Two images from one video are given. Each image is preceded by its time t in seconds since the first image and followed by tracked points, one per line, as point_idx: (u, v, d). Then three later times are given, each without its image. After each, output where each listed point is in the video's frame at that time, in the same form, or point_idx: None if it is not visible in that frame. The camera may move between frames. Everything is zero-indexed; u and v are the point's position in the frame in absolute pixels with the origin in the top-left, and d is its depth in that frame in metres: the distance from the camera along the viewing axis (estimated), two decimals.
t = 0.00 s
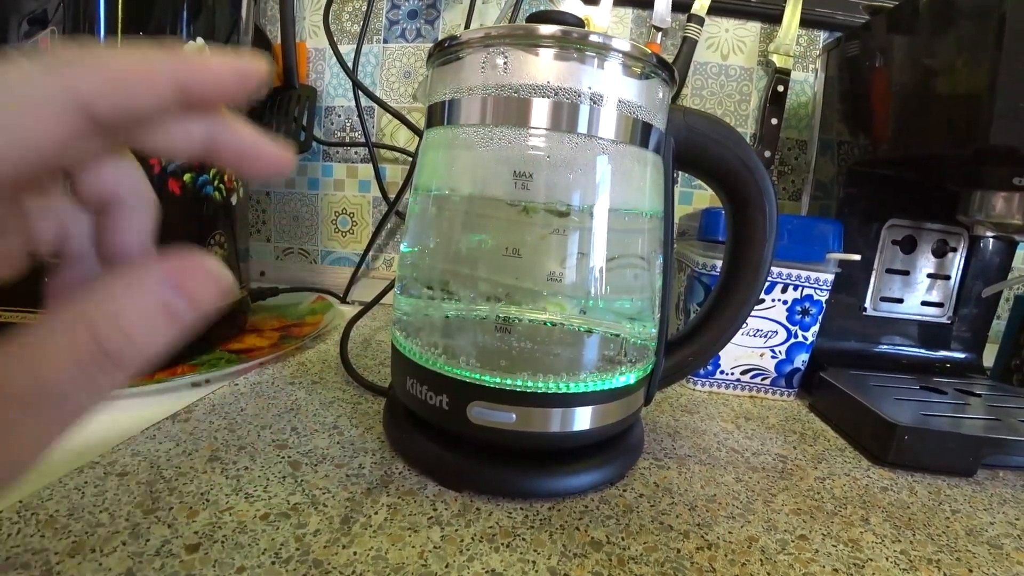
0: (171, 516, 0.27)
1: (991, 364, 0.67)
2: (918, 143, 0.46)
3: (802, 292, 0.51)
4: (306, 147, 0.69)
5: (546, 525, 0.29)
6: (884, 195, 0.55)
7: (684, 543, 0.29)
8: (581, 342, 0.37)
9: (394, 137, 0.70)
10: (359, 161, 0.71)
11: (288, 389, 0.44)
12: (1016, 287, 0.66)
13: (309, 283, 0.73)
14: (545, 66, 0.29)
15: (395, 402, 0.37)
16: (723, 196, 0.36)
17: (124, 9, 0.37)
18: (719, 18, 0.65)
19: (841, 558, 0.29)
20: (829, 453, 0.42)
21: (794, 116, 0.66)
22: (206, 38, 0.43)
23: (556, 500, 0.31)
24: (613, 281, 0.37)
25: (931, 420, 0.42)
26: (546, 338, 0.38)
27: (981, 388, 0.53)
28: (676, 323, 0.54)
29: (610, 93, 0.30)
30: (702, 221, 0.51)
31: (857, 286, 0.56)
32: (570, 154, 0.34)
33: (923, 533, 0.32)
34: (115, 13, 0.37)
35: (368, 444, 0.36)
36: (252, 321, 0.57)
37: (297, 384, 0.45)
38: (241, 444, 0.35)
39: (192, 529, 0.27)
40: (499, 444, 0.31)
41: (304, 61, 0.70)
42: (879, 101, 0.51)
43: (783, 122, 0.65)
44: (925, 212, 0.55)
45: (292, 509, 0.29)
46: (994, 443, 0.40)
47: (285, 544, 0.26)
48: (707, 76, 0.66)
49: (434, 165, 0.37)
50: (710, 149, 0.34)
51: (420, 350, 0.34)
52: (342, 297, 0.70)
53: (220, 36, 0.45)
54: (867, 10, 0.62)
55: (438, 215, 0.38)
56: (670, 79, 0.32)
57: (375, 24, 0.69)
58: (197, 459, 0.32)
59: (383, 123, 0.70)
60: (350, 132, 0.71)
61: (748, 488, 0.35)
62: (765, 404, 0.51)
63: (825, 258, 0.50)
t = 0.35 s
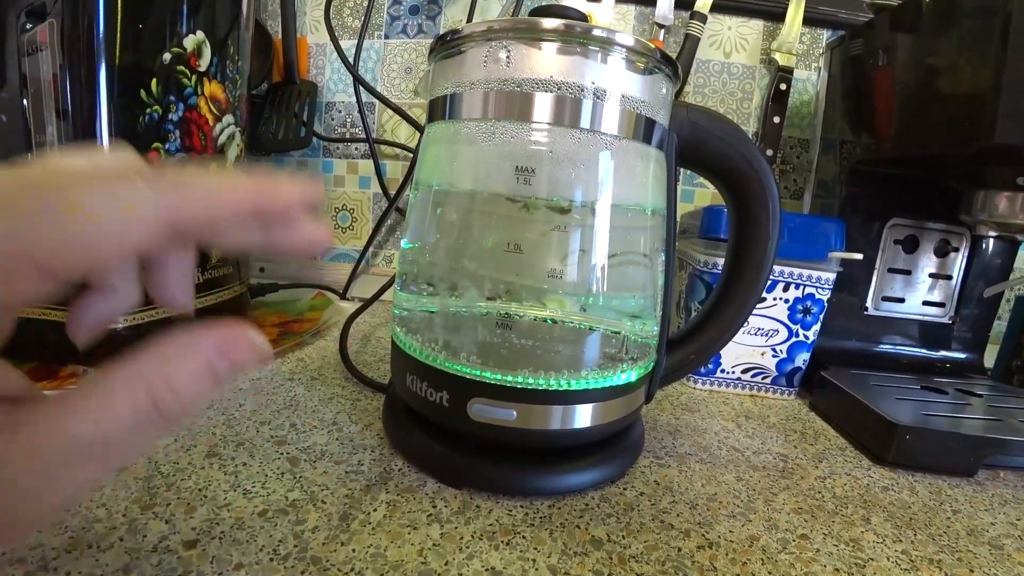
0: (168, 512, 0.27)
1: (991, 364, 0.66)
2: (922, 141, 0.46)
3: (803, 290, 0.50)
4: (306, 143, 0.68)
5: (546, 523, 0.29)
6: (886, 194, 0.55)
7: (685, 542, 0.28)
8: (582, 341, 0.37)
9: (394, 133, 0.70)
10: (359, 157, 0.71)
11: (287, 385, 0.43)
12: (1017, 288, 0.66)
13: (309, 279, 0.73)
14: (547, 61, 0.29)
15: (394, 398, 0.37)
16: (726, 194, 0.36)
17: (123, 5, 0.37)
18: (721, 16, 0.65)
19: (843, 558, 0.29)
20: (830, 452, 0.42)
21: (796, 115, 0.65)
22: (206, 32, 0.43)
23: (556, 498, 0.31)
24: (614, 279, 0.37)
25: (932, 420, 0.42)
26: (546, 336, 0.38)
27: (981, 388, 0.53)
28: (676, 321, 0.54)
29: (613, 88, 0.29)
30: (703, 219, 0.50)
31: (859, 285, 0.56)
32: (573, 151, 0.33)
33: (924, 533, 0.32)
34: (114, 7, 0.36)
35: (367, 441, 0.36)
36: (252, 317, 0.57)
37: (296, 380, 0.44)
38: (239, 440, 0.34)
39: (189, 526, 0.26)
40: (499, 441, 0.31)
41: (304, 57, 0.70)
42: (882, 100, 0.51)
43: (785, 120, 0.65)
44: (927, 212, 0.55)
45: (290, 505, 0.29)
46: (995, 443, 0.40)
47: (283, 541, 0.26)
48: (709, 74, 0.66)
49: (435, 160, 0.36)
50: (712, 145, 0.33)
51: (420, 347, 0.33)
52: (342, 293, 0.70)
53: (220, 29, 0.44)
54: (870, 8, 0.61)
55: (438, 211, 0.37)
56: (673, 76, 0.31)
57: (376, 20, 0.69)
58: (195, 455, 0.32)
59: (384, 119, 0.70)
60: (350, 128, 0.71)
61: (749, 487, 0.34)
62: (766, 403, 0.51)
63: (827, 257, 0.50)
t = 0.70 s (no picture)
0: (167, 511, 0.27)
1: (989, 364, 0.67)
2: (920, 141, 0.46)
3: (802, 290, 0.51)
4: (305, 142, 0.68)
5: (545, 522, 0.29)
6: (885, 194, 0.55)
7: (684, 541, 0.28)
8: (581, 339, 0.37)
9: (393, 132, 0.70)
10: (358, 156, 0.71)
11: (286, 384, 0.43)
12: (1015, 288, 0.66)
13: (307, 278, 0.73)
14: (546, 60, 0.29)
15: (393, 397, 0.37)
16: (725, 193, 0.36)
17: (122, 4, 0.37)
18: (720, 15, 0.65)
19: (841, 556, 0.29)
20: (829, 451, 0.42)
21: (795, 115, 0.65)
22: (205, 30, 0.43)
23: (555, 497, 0.31)
24: (613, 278, 0.37)
25: (930, 419, 0.42)
26: (546, 334, 0.38)
27: (979, 388, 0.53)
28: (676, 319, 0.54)
29: (612, 88, 0.29)
30: (702, 218, 0.50)
31: (857, 285, 0.56)
32: (572, 150, 0.34)
33: (922, 532, 0.32)
34: (113, 5, 0.36)
35: (366, 440, 0.36)
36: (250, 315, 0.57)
37: (294, 379, 0.44)
38: (238, 439, 0.34)
39: (188, 525, 0.26)
40: (498, 440, 0.31)
41: (303, 55, 0.69)
42: (881, 100, 0.51)
43: (784, 120, 0.65)
44: (925, 212, 0.55)
45: (289, 504, 0.29)
46: (992, 442, 0.40)
47: (282, 539, 0.26)
48: (708, 73, 0.66)
49: (435, 156, 0.36)
50: (710, 143, 0.33)
51: (419, 346, 0.33)
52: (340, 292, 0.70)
53: (219, 28, 0.44)
54: (869, 8, 0.61)
55: (437, 210, 0.37)
56: (673, 75, 0.31)
57: (376, 18, 0.68)
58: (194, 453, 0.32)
59: (383, 118, 0.70)
60: (349, 126, 0.71)
61: (748, 485, 0.35)
62: (764, 402, 0.51)
63: (826, 256, 0.50)
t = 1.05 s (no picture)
0: (162, 507, 0.27)
1: (988, 362, 0.67)
2: (924, 139, 0.46)
3: (803, 287, 0.50)
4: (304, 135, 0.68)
5: (546, 519, 0.29)
6: (886, 192, 0.55)
7: (686, 539, 0.28)
8: (582, 335, 0.37)
9: (392, 126, 0.69)
10: (357, 150, 0.70)
11: (283, 378, 0.43)
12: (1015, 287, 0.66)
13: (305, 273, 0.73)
14: (550, 51, 0.28)
15: (391, 393, 0.37)
16: (730, 189, 0.35)
17: None
18: (723, 11, 0.64)
19: (843, 555, 0.29)
20: (829, 449, 0.42)
21: (797, 112, 0.65)
22: (203, 21, 0.42)
23: (556, 494, 0.31)
24: (615, 274, 0.36)
25: (931, 417, 0.42)
26: (546, 330, 0.38)
27: (979, 386, 0.53)
28: (676, 316, 0.54)
29: (616, 80, 0.29)
30: (704, 214, 0.50)
31: (858, 282, 0.56)
32: (575, 143, 0.33)
33: (923, 530, 0.32)
34: None
35: (365, 436, 0.35)
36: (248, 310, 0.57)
37: (292, 374, 0.44)
38: (235, 434, 0.34)
39: (183, 521, 0.26)
40: (498, 437, 0.31)
41: (301, 48, 0.69)
42: (884, 97, 0.51)
43: (786, 117, 0.65)
44: (927, 210, 0.55)
45: (286, 500, 0.28)
46: (993, 440, 0.40)
47: (279, 536, 0.26)
48: (710, 70, 0.65)
49: (434, 150, 0.36)
50: (715, 139, 0.33)
51: (418, 340, 0.33)
52: (338, 287, 0.69)
53: (217, 19, 0.44)
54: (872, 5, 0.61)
55: (436, 205, 0.37)
56: (677, 68, 0.31)
57: (375, 11, 0.68)
58: (190, 449, 0.32)
59: (382, 112, 0.69)
60: (348, 120, 0.70)
61: (749, 483, 0.34)
62: (764, 399, 0.51)
63: (827, 254, 0.50)
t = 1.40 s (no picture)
0: (155, 514, 0.27)
1: (979, 354, 0.67)
2: (912, 134, 0.46)
3: (794, 283, 0.50)
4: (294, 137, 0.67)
5: (540, 519, 0.29)
6: (876, 187, 0.55)
7: (680, 536, 0.28)
8: (575, 334, 0.37)
9: (383, 127, 0.69)
10: (348, 152, 0.70)
11: (277, 382, 0.43)
12: (1004, 279, 0.67)
13: (298, 276, 0.72)
14: (537, 51, 0.28)
15: (384, 396, 0.36)
16: (719, 187, 0.35)
17: None
18: (711, 9, 0.64)
19: (837, 549, 0.29)
20: (823, 444, 0.42)
21: (786, 108, 0.65)
22: (191, 24, 0.42)
23: (550, 494, 0.31)
24: (606, 272, 0.36)
25: (922, 410, 0.42)
26: (538, 330, 0.38)
27: (970, 378, 0.53)
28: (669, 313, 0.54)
29: (604, 79, 0.29)
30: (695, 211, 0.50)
31: (849, 277, 0.56)
32: (563, 142, 0.33)
33: (916, 522, 0.32)
34: None
35: (358, 439, 0.35)
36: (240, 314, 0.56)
37: (285, 378, 0.44)
38: (228, 439, 0.34)
39: (176, 527, 0.26)
40: (491, 438, 0.31)
41: (291, 50, 0.69)
42: (872, 92, 0.51)
43: (776, 114, 0.65)
44: (916, 204, 0.55)
45: (279, 505, 0.28)
46: (984, 432, 0.40)
47: (273, 541, 0.26)
48: (699, 67, 0.65)
49: (423, 149, 0.36)
50: (703, 137, 0.33)
51: (410, 342, 0.33)
52: (331, 290, 0.69)
53: (205, 22, 0.43)
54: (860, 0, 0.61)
55: (427, 206, 0.37)
56: (665, 66, 0.31)
57: (365, 13, 0.68)
58: (182, 454, 0.32)
59: (372, 114, 0.69)
60: (339, 122, 0.70)
61: (743, 479, 0.34)
62: (758, 395, 0.51)
63: (818, 249, 0.50)
